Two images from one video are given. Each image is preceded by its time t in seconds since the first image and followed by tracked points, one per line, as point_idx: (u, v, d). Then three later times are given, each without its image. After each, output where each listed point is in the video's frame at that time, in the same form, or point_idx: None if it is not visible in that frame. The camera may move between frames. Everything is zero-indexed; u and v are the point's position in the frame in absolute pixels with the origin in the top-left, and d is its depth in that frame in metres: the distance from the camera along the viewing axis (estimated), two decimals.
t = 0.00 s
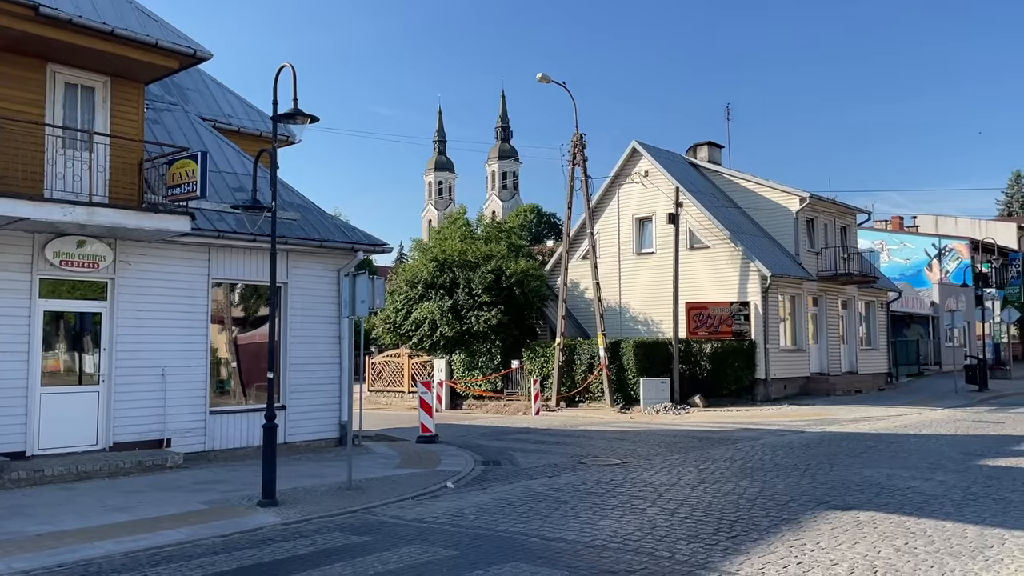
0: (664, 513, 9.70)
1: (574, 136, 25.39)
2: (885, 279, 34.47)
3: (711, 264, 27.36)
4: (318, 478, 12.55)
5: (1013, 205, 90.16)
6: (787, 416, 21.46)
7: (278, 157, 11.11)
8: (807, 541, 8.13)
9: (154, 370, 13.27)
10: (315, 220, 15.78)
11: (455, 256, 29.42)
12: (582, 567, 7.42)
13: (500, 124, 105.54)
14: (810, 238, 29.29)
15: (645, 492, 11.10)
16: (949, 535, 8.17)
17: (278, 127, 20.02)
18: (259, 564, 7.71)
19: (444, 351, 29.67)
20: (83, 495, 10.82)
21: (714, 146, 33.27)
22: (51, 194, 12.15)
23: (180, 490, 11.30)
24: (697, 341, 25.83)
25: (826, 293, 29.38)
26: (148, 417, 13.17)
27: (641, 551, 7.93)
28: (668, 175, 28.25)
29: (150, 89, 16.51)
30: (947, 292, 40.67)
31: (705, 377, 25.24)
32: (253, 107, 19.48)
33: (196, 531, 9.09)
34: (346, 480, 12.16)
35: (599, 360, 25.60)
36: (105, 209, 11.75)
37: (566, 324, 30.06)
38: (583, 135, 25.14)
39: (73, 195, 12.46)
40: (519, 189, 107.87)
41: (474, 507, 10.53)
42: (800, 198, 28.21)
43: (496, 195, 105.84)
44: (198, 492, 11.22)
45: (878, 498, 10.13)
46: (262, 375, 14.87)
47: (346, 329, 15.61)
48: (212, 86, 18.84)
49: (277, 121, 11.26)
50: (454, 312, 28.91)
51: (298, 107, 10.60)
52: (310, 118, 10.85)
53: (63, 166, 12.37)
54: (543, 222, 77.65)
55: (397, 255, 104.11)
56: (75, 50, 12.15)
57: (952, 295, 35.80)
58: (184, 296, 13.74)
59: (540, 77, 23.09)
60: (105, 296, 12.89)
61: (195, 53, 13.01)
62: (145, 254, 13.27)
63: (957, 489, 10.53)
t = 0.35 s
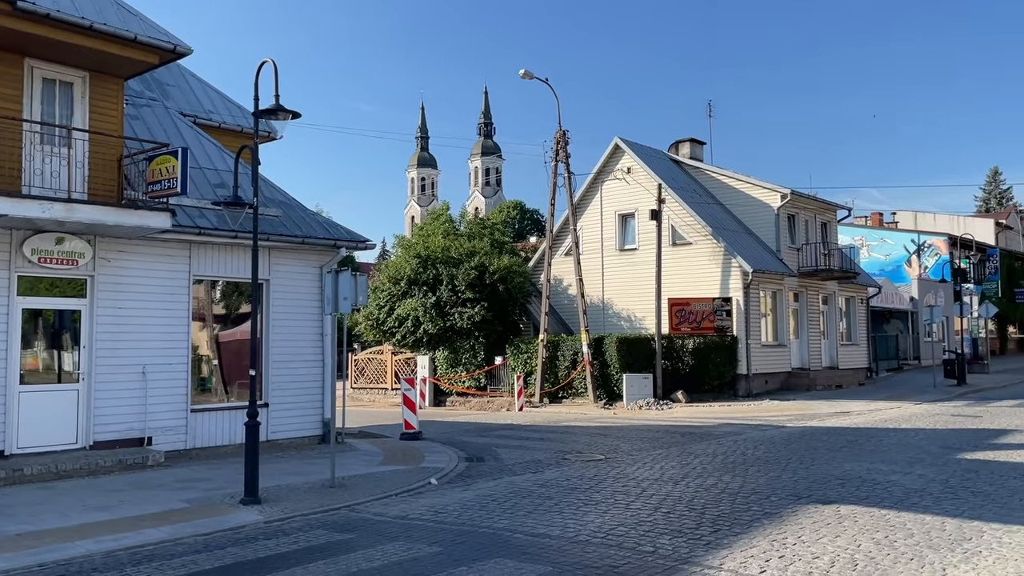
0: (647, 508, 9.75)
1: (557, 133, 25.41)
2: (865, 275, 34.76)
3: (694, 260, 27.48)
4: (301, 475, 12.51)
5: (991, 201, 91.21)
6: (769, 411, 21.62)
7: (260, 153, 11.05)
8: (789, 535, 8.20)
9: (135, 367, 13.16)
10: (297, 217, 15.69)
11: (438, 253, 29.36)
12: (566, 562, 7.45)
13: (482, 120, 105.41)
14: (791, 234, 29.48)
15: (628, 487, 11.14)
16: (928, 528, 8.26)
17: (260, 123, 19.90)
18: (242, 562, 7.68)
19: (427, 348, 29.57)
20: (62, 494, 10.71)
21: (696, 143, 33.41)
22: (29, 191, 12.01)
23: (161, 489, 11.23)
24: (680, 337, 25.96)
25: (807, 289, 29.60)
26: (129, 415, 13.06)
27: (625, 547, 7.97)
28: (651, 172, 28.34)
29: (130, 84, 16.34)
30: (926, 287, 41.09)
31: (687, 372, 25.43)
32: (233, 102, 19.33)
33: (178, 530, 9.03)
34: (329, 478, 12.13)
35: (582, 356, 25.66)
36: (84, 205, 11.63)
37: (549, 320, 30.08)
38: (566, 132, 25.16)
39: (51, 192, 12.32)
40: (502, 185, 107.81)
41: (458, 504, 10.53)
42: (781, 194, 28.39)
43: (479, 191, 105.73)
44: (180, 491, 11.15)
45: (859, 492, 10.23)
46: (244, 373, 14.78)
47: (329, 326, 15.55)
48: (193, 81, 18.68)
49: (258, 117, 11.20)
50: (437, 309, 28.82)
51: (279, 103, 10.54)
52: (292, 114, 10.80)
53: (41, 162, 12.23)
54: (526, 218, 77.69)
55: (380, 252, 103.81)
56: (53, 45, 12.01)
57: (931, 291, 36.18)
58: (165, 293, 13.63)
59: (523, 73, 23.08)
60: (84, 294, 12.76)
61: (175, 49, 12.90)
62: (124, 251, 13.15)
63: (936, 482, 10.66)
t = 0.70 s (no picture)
0: (618, 501, 9.81)
1: (528, 128, 25.41)
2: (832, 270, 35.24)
3: (664, 255, 27.67)
4: (270, 473, 12.41)
5: (954, 197, 92.96)
6: (738, 404, 21.87)
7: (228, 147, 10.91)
8: (757, 526, 8.30)
9: (100, 365, 12.96)
10: (265, 212, 15.53)
11: (409, 248, 29.26)
12: (538, 556, 7.48)
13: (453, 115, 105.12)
14: (759, 229, 29.78)
15: (599, 481, 11.21)
16: (893, 518, 8.41)
17: (227, 117, 19.68)
18: (211, 561, 7.60)
19: (399, 344, 29.49)
20: (26, 494, 10.53)
21: (665, 139, 33.62)
22: None
23: (128, 488, 11.08)
24: (649, 331, 26.19)
25: (775, 283, 29.95)
26: (94, 413, 12.86)
27: (596, 540, 8.02)
28: (621, 168, 28.48)
29: (93, 77, 16.05)
30: (890, 282, 41.76)
31: (657, 366, 25.64)
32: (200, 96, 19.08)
33: (146, 528, 8.93)
34: (299, 475, 12.05)
35: (553, 351, 25.73)
36: (47, 200, 11.42)
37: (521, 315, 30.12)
38: (537, 127, 25.16)
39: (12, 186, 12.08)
40: (473, 180, 107.65)
41: (429, 499, 10.52)
42: (749, 190, 28.66)
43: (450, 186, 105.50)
44: (147, 489, 11.01)
45: (825, 483, 10.39)
46: (212, 370, 14.61)
47: (298, 322, 15.43)
48: (158, 74, 18.40)
49: (225, 111, 11.06)
50: (408, 304, 28.78)
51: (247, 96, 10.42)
52: (260, 108, 10.68)
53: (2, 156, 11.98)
54: (497, 214, 77.70)
55: (350, 247, 103.22)
56: (14, 37, 11.76)
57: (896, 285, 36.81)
58: (131, 289, 13.43)
59: (494, 68, 23.04)
60: (47, 290, 12.53)
61: (140, 41, 12.69)
62: (89, 246, 12.94)
63: (900, 473, 10.85)
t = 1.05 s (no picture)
0: (572, 492, 9.91)
1: (484, 121, 25.39)
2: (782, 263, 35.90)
3: (619, 248, 27.91)
4: (222, 469, 12.26)
5: (900, 192, 95.31)
6: (690, 395, 22.19)
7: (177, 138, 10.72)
8: (707, 515, 8.46)
9: (45, 360, 12.64)
10: (217, 204, 15.30)
11: (364, 242, 29.04)
12: (492, 548, 7.52)
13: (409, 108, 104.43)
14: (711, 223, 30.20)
15: (553, 472, 11.30)
16: (838, 505, 8.64)
17: (176, 108, 19.30)
18: (159, 558, 7.49)
19: (354, 338, 29.31)
20: None
21: (620, 133, 33.86)
22: None
23: (75, 485, 10.85)
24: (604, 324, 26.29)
25: (727, 277, 30.42)
26: (39, 409, 12.56)
27: (550, 531, 8.10)
28: (577, 161, 28.64)
29: (37, 65, 15.63)
30: (838, 275, 42.74)
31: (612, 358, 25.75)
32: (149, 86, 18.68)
33: (93, 526, 8.76)
34: (252, 471, 11.92)
35: (509, 344, 25.81)
36: None
37: (477, 309, 30.14)
38: (493, 120, 25.15)
39: None
40: (429, 173, 107.14)
41: (384, 493, 10.50)
42: (702, 184, 29.03)
43: (406, 179, 104.87)
44: (95, 487, 10.80)
45: (773, 471, 10.62)
46: (162, 365, 14.37)
47: (251, 316, 15.24)
48: (105, 63, 17.97)
49: (174, 101, 10.85)
50: (364, 298, 28.56)
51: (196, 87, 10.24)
52: (210, 99, 10.51)
53: None
54: (454, 207, 77.48)
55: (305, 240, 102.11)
56: None
57: (844, 277, 37.67)
58: (77, 283, 13.13)
59: (450, 60, 22.95)
60: None
61: (86, 29, 12.37)
62: (34, 239, 12.62)
63: (846, 461, 11.15)
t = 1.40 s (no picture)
0: (511, 482, 9.95)
1: (425, 111, 25.20)
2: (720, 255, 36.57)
3: (560, 239, 28.07)
4: (154, 463, 11.96)
5: (833, 186, 97.91)
6: (630, 384, 22.49)
7: (104, 123, 10.38)
8: (642, 501, 8.60)
9: None
10: (148, 193, 14.88)
11: (304, 232, 28.59)
12: (429, 538, 7.51)
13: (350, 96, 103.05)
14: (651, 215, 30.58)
15: (493, 462, 11.33)
16: (768, 490, 8.86)
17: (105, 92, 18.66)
18: (86, 556, 7.28)
19: (293, 330, 28.93)
20: None
21: (562, 125, 33.99)
22: None
23: None
24: (546, 314, 26.47)
25: (666, 268, 30.86)
26: None
27: (487, 520, 8.12)
28: (518, 152, 28.67)
29: None
30: (773, 266, 43.80)
31: (554, 349, 25.95)
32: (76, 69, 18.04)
33: (17, 524, 8.47)
34: (185, 465, 11.67)
35: (451, 335, 25.76)
36: None
37: (419, 300, 29.97)
38: (435, 110, 24.98)
39: None
40: (371, 163, 105.99)
41: (321, 486, 10.39)
42: (642, 176, 29.36)
43: (347, 168, 103.63)
44: (19, 484, 10.43)
45: (707, 458, 10.84)
46: (91, 358, 13.97)
47: (184, 307, 14.88)
48: (29, 45, 17.29)
49: (101, 85, 10.49)
50: (303, 289, 28.16)
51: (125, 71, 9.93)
52: (139, 83, 10.19)
53: None
54: (396, 197, 76.83)
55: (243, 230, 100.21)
56: None
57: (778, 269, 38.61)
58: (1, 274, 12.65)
59: (390, 48, 22.69)
60: None
61: (8, 9, 11.86)
62: None
63: (777, 447, 11.44)
